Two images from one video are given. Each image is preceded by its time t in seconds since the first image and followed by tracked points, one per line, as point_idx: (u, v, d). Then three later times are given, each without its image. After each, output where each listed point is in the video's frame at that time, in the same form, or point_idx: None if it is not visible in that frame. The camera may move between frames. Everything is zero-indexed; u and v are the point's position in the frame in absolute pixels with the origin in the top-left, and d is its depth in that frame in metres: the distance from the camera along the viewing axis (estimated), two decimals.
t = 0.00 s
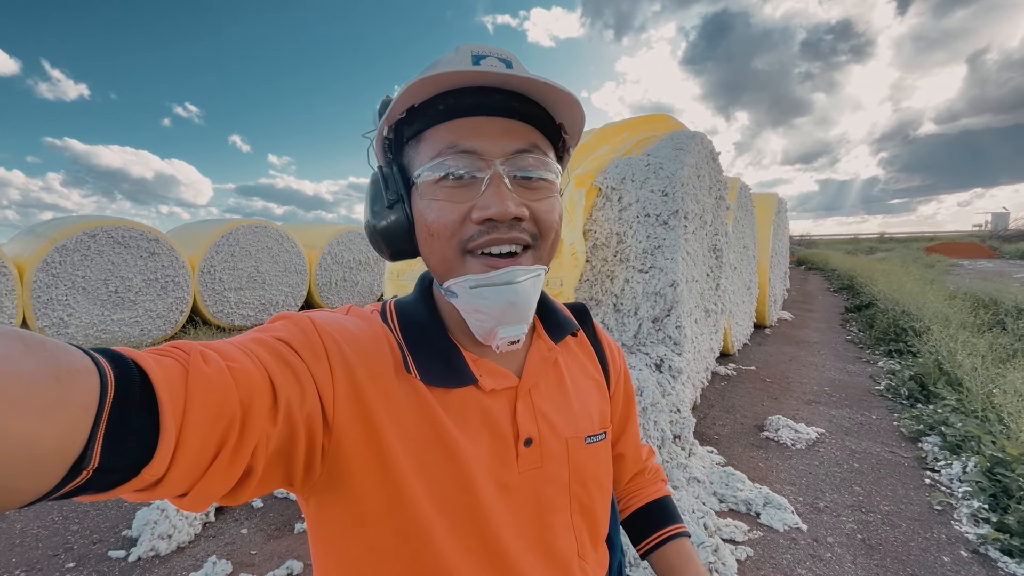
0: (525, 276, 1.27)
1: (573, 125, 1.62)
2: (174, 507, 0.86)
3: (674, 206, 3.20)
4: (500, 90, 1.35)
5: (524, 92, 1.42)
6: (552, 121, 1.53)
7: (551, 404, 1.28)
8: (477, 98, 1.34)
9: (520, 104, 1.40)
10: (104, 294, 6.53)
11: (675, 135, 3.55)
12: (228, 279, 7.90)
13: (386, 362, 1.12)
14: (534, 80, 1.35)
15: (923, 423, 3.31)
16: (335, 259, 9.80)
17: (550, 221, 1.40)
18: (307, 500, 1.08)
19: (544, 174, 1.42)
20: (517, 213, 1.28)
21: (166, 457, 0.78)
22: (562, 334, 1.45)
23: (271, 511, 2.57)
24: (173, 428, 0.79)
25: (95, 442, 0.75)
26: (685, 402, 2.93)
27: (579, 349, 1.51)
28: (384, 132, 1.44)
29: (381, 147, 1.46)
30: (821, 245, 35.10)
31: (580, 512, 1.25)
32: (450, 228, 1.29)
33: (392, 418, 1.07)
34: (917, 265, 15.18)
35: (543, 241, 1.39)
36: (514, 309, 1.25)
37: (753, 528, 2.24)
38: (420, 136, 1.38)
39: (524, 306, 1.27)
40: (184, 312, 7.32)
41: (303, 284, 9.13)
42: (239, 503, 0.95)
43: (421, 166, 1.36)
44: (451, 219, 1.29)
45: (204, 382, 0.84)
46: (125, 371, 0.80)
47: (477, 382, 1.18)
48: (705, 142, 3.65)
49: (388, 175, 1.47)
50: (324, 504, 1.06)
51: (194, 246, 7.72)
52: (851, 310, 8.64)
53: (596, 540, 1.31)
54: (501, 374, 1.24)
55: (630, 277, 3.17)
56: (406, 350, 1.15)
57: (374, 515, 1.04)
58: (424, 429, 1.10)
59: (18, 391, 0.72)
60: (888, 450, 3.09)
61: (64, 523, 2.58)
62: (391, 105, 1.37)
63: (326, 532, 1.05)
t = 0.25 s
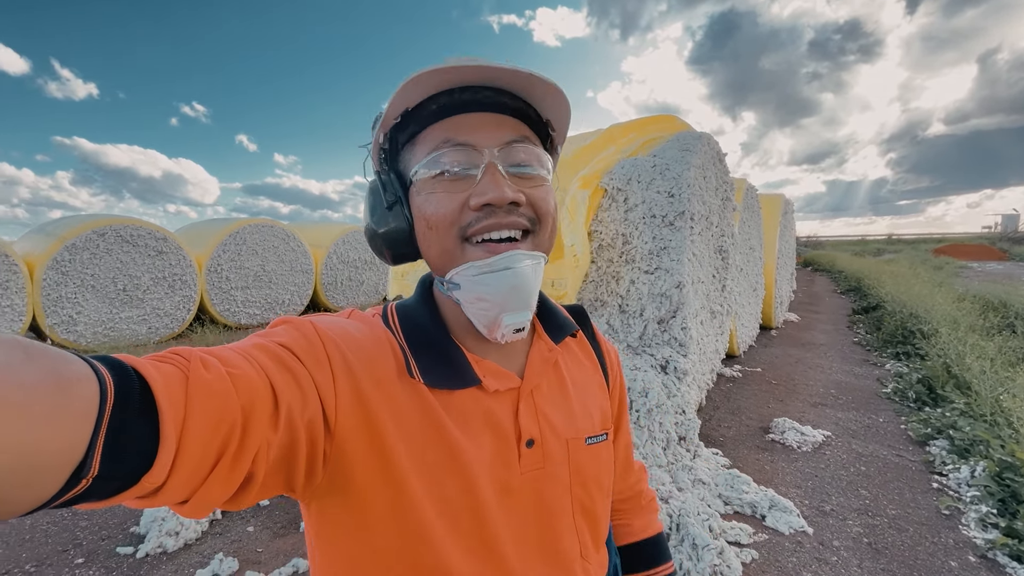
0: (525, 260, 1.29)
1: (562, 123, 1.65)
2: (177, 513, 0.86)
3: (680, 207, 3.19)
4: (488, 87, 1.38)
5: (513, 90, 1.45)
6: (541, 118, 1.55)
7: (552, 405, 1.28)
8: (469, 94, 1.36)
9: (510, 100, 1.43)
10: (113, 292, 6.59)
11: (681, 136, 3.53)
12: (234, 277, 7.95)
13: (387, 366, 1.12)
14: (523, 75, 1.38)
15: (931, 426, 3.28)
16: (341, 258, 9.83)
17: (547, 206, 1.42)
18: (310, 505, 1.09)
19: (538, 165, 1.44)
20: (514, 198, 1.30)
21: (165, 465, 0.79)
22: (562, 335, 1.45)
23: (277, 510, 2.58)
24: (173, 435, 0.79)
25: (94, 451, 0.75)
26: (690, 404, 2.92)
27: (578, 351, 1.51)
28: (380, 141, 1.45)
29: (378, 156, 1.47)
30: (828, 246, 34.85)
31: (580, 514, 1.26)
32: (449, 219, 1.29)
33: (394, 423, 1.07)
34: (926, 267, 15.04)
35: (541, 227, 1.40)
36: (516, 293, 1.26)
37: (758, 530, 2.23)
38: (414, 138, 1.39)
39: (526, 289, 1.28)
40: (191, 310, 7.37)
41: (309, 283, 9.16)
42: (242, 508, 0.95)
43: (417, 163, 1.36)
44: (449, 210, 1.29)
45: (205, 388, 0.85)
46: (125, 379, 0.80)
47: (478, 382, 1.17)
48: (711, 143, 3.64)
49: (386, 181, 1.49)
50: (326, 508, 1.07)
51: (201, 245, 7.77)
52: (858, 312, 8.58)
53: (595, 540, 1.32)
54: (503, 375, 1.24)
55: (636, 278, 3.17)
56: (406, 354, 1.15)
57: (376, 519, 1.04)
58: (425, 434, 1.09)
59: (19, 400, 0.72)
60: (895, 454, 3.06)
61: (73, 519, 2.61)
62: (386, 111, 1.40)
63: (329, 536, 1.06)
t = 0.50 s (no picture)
0: (525, 256, 1.26)
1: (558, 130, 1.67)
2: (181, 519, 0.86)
3: (689, 208, 3.18)
4: (483, 94, 1.41)
5: (508, 99, 1.48)
6: (535, 126, 1.58)
7: (556, 411, 1.27)
8: (465, 101, 1.39)
9: (505, 106, 1.45)
10: (122, 290, 6.66)
11: (690, 136, 3.51)
12: (242, 276, 8.00)
13: (390, 371, 1.12)
14: (517, 81, 1.42)
15: (942, 431, 3.24)
16: (347, 258, 9.87)
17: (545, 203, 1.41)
18: (312, 512, 1.08)
19: (535, 166, 1.45)
20: (512, 191, 1.29)
21: (171, 470, 0.78)
22: (565, 341, 1.44)
23: (285, 510, 2.59)
24: (179, 441, 0.79)
25: (100, 456, 0.75)
26: (698, 406, 2.91)
27: (583, 356, 1.49)
28: (382, 153, 1.48)
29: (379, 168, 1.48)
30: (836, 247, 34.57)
31: (585, 521, 1.25)
32: (449, 217, 1.28)
33: (398, 428, 1.07)
34: (936, 269, 14.88)
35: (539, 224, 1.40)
36: (519, 289, 1.24)
37: (767, 535, 2.21)
38: (415, 146, 1.41)
39: (528, 286, 1.25)
40: (199, 309, 7.42)
41: (316, 282, 9.20)
42: (244, 515, 0.95)
43: (418, 168, 1.37)
44: (449, 208, 1.28)
45: (210, 393, 0.85)
46: (129, 384, 0.80)
47: (481, 387, 1.17)
48: (721, 144, 3.62)
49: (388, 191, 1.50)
50: (328, 515, 1.06)
51: (210, 244, 7.83)
52: (867, 314, 8.50)
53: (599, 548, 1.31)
54: (507, 380, 1.23)
55: (644, 280, 3.15)
56: (411, 358, 1.15)
57: (377, 526, 1.04)
58: (428, 439, 1.09)
59: (27, 405, 0.72)
60: (906, 459, 3.03)
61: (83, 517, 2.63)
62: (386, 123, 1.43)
63: (330, 543, 1.05)
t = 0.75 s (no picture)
0: (521, 278, 1.26)
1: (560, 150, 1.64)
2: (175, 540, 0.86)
3: (698, 210, 3.15)
4: (488, 114, 1.38)
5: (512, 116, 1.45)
6: (539, 147, 1.55)
7: (549, 422, 1.27)
8: (469, 119, 1.36)
9: (509, 125, 1.42)
10: (131, 290, 6.70)
11: (699, 138, 3.49)
12: (249, 276, 8.04)
13: (383, 385, 1.12)
14: (523, 102, 1.38)
15: (954, 437, 3.20)
16: (354, 258, 9.90)
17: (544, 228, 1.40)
18: (308, 529, 1.08)
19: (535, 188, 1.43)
20: (512, 217, 1.28)
21: (164, 493, 0.78)
22: (555, 353, 1.44)
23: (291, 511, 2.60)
24: (171, 462, 0.79)
25: (91, 479, 0.75)
26: (706, 411, 2.89)
27: (575, 367, 1.48)
28: (382, 163, 1.45)
29: (379, 178, 1.46)
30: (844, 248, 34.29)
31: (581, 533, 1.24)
32: (446, 238, 1.28)
33: (391, 443, 1.07)
34: (947, 270, 14.72)
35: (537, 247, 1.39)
36: (512, 311, 1.25)
37: (776, 542, 2.19)
38: (416, 160, 1.39)
39: (522, 307, 1.26)
40: (207, 308, 7.47)
41: (323, 282, 9.23)
42: (239, 534, 0.95)
43: (418, 184, 1.35)
44: (447, 229, 1.28)
45: (203, 412, 0.85)
46: (121, 407, 0.80)
47: (475, 400, 1.17)
48: (730, 146, 3.59)
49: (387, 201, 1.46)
50: (323, 533, 1.05)
51: (218, 243, 7.88)
52: (876, 316, 8.42)
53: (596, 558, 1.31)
54: (499, 392, 1.23)
55: (652, 283, 3.14)
56: (403, 371, 1.15)
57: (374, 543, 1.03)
58: (423, 455, 1.09)
59: (15, 430, 0.71)
60: (917, 464, 2.99)
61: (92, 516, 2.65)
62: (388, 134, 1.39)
63: (327, 560, 1.05)
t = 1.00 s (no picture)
0: (496, 291, 1.24)
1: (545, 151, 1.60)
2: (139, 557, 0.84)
3: (708, 211, 3.11)
4: (468, 112, 1.34)
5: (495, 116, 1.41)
6: (522, 145, 1.52)
7: (530, 428, 1.24)
8: (448, 119, 1.33)
9: (490, 125, 1.39)
10: (137, 290, 6.72)
11: (708, 137, 3.44)
12: (255, 276, 8.06)
13: (355, 393, 1.10)
14: (505, 103, 1.34)
15: (968, 442, 3.15)
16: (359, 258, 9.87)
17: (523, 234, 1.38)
18: (281, 544, 1.06)
19: (515, 191, 1.40)
20: (487, 225, 1.26)
21: (124, 508, 0.76)
22: (534, 356, 1.40)
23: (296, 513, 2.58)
24: (131, 477, 0.77)
25: (47, 496, 0.73)
26: (715, 414, 2.86)
27: (561, 369, 1.45)
28: (358, 157, 1.41)
29: (355, 173, 1.44)
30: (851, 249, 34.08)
31: (570, 542, 1.21)
32: (420, 243, 1.26)
33: (365, 451, 1.05)
34: (956, 272, 14.58)
35: (516, 255, 1.36)
36: (485, 324, 1.23)
37: (789, 549, 2.15)
38: (393, 158, 1.36)
39: (496, 320, 1.24)
40: (212, 308, 7.48)
41: (328, 282, 9.22)
42: (207, 550, 0.93)
43: (393, 183, 1.33)
44: (420, 235, 1.26)
45: (167, 423, 0.84)
46: (81, 419, 0.78)
47: (450, 407, 1.15)
48: (740, 145, 3.55)
49: (362, 198, 1.45)
50: (296, 547, 1.03)
51: (223, 243, 7.90)
52: (886, 318, 8.34)
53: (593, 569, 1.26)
54: (475, 399, 1.20)
55: (660, 284, 3.11)
56: (375, 378, 1.13)
57: (348, 557, 1.01)
58: (398, 465, 1.07)
59: None
60: (931, 470, 2.94)
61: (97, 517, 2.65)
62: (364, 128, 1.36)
63: None
